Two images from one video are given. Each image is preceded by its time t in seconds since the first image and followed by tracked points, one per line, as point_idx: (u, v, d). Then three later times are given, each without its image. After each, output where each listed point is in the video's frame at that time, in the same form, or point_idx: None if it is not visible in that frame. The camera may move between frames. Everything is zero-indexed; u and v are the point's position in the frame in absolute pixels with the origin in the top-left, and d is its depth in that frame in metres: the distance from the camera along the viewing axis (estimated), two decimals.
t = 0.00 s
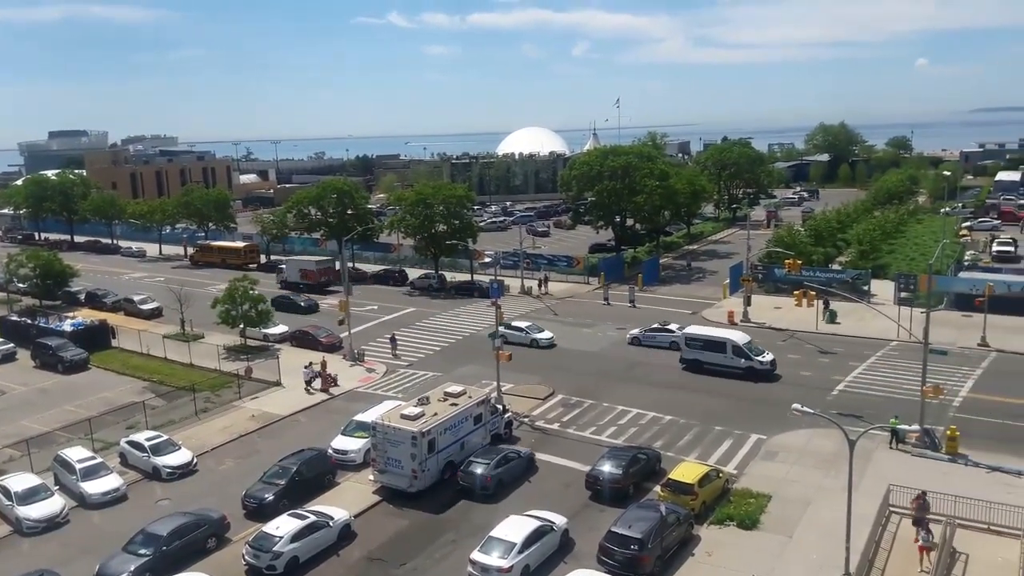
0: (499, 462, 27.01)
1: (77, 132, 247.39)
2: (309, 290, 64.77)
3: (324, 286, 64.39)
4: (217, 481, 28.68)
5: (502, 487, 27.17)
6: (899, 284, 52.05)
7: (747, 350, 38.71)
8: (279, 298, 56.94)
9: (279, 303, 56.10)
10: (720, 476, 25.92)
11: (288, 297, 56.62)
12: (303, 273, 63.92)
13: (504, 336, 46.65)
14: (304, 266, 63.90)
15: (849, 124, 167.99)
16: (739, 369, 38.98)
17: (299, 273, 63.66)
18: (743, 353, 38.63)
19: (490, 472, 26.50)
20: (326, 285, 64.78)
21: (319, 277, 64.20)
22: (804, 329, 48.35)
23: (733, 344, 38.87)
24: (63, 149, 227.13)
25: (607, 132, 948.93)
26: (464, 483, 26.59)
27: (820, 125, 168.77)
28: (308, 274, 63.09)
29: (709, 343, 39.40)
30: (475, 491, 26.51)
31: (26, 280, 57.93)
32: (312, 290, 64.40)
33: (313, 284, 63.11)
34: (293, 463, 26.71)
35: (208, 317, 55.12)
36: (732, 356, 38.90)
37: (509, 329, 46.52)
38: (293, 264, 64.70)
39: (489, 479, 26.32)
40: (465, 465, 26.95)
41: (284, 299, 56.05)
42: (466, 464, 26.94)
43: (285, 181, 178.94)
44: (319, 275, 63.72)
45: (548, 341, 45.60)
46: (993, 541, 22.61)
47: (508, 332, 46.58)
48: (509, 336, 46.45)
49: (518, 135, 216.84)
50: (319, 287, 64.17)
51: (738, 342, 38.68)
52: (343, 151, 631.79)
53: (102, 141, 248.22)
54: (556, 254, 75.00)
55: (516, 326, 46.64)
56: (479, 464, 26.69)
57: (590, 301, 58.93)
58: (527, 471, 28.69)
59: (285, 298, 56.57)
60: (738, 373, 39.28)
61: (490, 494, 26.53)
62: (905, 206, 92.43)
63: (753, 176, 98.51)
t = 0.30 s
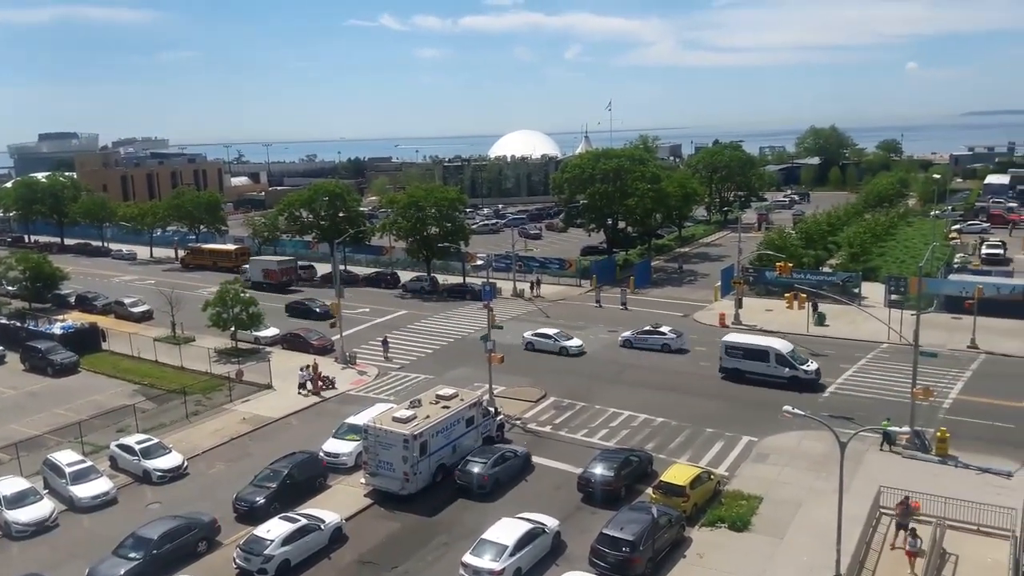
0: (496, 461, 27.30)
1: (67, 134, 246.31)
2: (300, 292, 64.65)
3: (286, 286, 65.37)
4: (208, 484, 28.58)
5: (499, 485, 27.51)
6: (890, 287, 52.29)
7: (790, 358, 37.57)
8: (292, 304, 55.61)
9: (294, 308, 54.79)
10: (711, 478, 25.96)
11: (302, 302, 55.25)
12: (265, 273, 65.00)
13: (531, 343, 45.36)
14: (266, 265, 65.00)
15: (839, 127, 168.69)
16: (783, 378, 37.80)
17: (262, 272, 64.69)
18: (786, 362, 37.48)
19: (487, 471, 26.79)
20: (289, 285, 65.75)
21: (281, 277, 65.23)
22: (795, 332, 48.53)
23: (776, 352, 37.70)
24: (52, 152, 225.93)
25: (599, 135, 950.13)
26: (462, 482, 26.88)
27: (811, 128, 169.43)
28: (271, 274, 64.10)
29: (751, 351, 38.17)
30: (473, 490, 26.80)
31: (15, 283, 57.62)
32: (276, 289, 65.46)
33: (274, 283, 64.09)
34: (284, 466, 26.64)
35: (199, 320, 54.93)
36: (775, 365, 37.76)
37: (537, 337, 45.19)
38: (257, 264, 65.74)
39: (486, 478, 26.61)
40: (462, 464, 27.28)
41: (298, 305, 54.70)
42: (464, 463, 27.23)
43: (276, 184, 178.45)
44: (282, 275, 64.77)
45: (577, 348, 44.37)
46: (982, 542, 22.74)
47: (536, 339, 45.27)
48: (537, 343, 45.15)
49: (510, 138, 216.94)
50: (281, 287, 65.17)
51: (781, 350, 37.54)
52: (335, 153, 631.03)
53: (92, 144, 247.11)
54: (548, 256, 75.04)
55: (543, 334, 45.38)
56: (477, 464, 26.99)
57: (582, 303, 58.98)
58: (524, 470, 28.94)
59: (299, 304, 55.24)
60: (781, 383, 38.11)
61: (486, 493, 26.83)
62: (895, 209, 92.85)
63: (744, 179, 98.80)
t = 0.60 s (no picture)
0: (495, 460, 27.52)
1: (59, 136, 245.50)
2: (293, 294, 64.52)
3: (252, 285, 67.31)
4: (201, 487, 28.49)
5: (498, 484, 27.74)
6: (883, 289, 52.43)
7: (840, 367, 36.61)
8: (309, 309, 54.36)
9: (311, 313, 53.57)
10: (706, 479, 25.98)
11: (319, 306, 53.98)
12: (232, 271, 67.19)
13: (563, 349, 44.06)
14: (232, 264, 67.19)
15: (833, 129, 169.27)
16: (832, 388, 36.77)
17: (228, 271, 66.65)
18: (837, 370, 36.50)
19: (486, 469, 27.02)
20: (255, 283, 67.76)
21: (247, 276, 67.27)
22: (789, 333, 48.62)
23: (825, 360, 36.73)
24: (46, 153, 225.02)
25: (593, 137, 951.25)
26: (460, 480, 27.12)
27: (804, 130, 169.89)
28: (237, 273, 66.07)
29: (798, 359, 37.18)
30: (471, 488, 27.02)
31: (8, 285, 57.40)
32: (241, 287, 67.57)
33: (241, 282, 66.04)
34: (277, 468, 26.58)
35: (193, 322, 54.77)
36: (824, 374, 36.77)
37: (569, 343, 43.89)
38: (224, 262, 67.62)
39: (485, 476, 26.84)
40: (462, 463, 27.53)
41: (318, 310, 53.49)
42: (463, 462, 27.48)
43: (270, 185, 178.02)
44: (248, 274, 66.74)
45: (609, 355, 43.08)
46: (975, 542, 22.81)
47: (568, 345, 43.95)
48: (569, 350, 43.85)
49: (504, 139, 216.95)
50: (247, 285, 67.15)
51: (830, 358, 36.60)
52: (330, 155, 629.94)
53: (86, 145, 246.34)
54: (543, 258, 75.04)
55: (575, 339, 44.11)
56: (475, 462, 27.20)
57: (576, 304, 58.99)
58: (523, 470, 29.14)
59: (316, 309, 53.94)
60: (830, 393, 37.05)
61: (485, 491, 27.06)
62: (888, 211, 93.12)
63: (738, 181, 99.02)
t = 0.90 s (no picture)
0: (488, 460, 27.80)
1: (45, 138, 243.78)
2: (280, 296, 64.36)
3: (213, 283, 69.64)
4: (189, 491, 28.35)
5: (491, 483, 28.00)
6: (870, 290, 52.75)
7: (887, 375, 35.59)
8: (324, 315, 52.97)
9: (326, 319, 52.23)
10: (694, 481, 26.06)
11: (335, 312, 52.67)
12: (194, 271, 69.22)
13: (591, 356, 42.91)
14: (194, 264, 69.23)
15: (819, 132, 170.27)
16: (878, 397, 35.83)
17: (190, 271, 68.87)
18: (884, 380, 35.47)
19: (479, 469, 27.32)
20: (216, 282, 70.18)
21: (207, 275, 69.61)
22: (777, 334, 48.82)
23: (872, 368, 35.67)
24: (31, 155, 223.38)
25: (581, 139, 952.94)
26: (454, 480, 27.44)
27: (791, 133, 170.71)
28: (198, 272, 68.35)
29: (844, 368, 36.07)
30: (465, 488, 27.34)
31: None
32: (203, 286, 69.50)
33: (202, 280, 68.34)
34: (266, 471, 26.48)
35: (180, 325, 54.51)
36: (871, 383, 35.73)
37: (598, 350, 42.73)
38: (185, 262, 69.76)
39: (478, 476, 27.14)
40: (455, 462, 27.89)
41: (334, 317, 52.16)
42: (456, 462, 27.79)
43: (258, 187, 177.34)
44: (208, 273, 68.97)
45: (641, 363, 41.84)
46: (961, 542, 22.98)
47: (596, 351, 42.77)
48: (598, 356, 42.69)
49: (493, 142, 217.02)
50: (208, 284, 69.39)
51: (878, 366, 35.52)
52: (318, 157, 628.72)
53: (72, 147, 244.78)
54: (531, 260, 75.07)
55: (605, 346, 42.90)
56: (468, 462, 27.52)
57: (565, 306, 59.06)
58: (516, 470, 29.42)
59: (331, 315, 52.55)
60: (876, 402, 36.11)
61: (479, 490, 27.37)
62: (875, 213, 93.71)
63: (726, 183, 99.43)
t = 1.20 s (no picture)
0: (488, 459, 28.00)
1: (40, 141, 243.15)
2: (275, 298, 64.32)
3: (183, 282, 70.87)
4: (184, 494, 28.26)
5: (491, 483, 28.21)
6: (865, 291, 52.83)
7: (947, 383, 33.96)
8: (347, 320, 51.85)
9: (349, 325, 51.45)
10: (691, 482, 26.07)
11: (359, 318, 51.56)
12: (163, 270, 70.75)
13: (629, 363, 41.68)
14: (164, 263, 70.79)
15: (815, 133, 170.59)
16: (937, 405, 34.28)
17: (160, 270, 70.32)
18: (944, 388, 33.85)
19: (479, 468, 27.55)
20: (187, 281, 71.53)
21: (178, 275, 70.95)
22: (773, 336, 48.87)
23: (931, 376, 34.13)
24: (26, 157, 222.65)
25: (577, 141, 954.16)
26: (454, 479, 27.66)
27: (786, 134, 170.98)
28: (167, 271, 69.67)
29: (899, 376, 34.70)
30: (465, 487, 27.57)
31: None
32: (172, 286, 70.94)
33: (172, 279, 69.61)
34: (261, 474, 26.42)
35: (176, 327, 54.40)
36: (929, 391, 34.14)
37: (636, 356, 41.52)
38: (157, 262, 71.19)
39: (478, 475, 27.37)
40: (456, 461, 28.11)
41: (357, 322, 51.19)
42: (455, 462, 27.99)
43: (254, 190, 177.06)
44: (178, 273, 70.32)
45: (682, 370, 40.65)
46: (956, 543, 23.03)
47: (634, 358, 41.56)
48: (636, 363, 41.50)
49: (489, 143, 217.09)
50: (178, 283, 70.64)
51: (935, 374, 33.93)
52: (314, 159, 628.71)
53: (67, 149, 244.21)
54: (527, 261, 75.07)
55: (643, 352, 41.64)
56: (469, 462, 27.74)
57: (561, 308, 59.08)
58: (516, 469, 29.67)
59: (355, 320, 51.42)
60: (935, 411, 34.58)
61: (479, 490, 27.59)
62: (870, 214, 93.89)
63: (721, 185, 99.63)
